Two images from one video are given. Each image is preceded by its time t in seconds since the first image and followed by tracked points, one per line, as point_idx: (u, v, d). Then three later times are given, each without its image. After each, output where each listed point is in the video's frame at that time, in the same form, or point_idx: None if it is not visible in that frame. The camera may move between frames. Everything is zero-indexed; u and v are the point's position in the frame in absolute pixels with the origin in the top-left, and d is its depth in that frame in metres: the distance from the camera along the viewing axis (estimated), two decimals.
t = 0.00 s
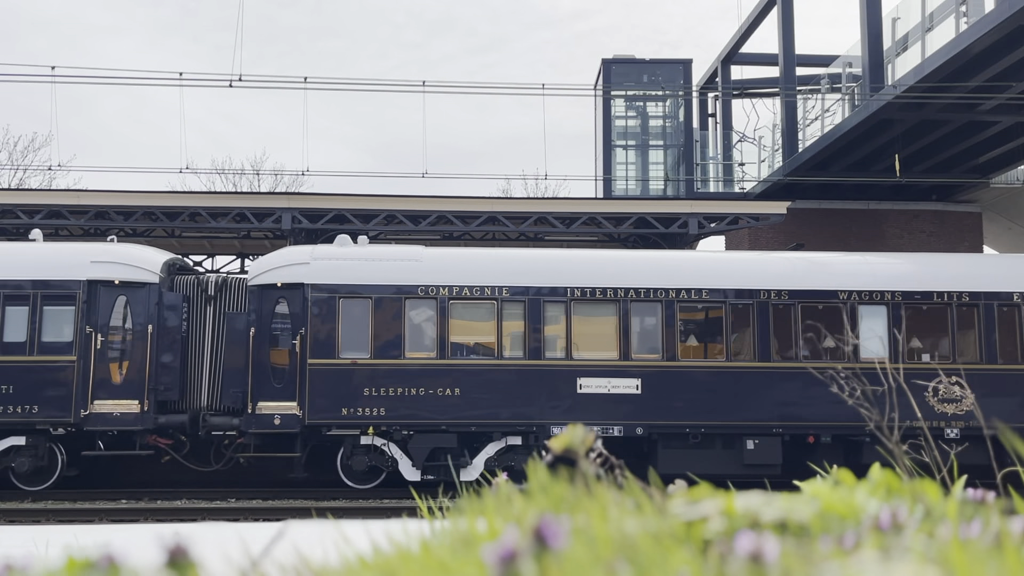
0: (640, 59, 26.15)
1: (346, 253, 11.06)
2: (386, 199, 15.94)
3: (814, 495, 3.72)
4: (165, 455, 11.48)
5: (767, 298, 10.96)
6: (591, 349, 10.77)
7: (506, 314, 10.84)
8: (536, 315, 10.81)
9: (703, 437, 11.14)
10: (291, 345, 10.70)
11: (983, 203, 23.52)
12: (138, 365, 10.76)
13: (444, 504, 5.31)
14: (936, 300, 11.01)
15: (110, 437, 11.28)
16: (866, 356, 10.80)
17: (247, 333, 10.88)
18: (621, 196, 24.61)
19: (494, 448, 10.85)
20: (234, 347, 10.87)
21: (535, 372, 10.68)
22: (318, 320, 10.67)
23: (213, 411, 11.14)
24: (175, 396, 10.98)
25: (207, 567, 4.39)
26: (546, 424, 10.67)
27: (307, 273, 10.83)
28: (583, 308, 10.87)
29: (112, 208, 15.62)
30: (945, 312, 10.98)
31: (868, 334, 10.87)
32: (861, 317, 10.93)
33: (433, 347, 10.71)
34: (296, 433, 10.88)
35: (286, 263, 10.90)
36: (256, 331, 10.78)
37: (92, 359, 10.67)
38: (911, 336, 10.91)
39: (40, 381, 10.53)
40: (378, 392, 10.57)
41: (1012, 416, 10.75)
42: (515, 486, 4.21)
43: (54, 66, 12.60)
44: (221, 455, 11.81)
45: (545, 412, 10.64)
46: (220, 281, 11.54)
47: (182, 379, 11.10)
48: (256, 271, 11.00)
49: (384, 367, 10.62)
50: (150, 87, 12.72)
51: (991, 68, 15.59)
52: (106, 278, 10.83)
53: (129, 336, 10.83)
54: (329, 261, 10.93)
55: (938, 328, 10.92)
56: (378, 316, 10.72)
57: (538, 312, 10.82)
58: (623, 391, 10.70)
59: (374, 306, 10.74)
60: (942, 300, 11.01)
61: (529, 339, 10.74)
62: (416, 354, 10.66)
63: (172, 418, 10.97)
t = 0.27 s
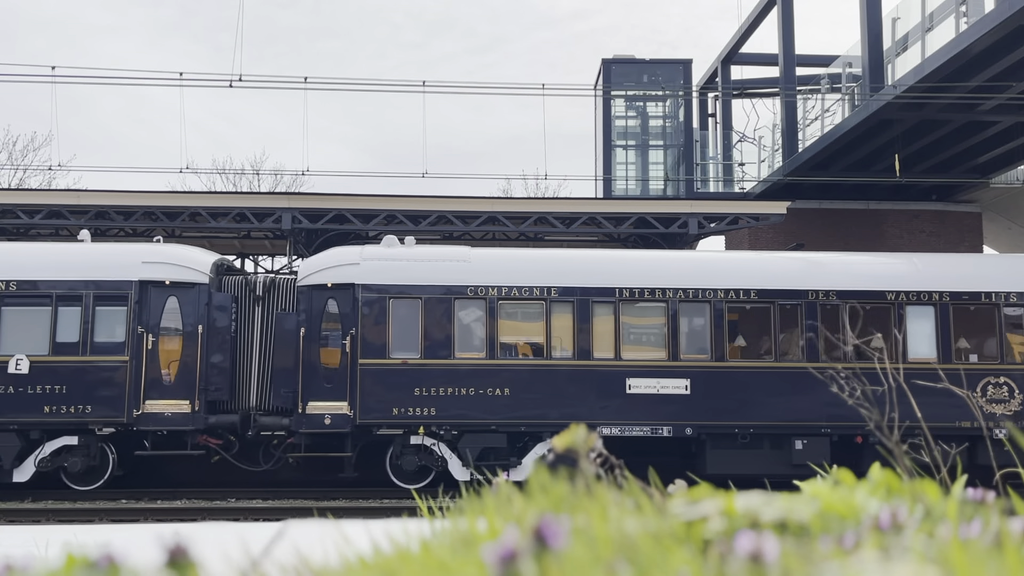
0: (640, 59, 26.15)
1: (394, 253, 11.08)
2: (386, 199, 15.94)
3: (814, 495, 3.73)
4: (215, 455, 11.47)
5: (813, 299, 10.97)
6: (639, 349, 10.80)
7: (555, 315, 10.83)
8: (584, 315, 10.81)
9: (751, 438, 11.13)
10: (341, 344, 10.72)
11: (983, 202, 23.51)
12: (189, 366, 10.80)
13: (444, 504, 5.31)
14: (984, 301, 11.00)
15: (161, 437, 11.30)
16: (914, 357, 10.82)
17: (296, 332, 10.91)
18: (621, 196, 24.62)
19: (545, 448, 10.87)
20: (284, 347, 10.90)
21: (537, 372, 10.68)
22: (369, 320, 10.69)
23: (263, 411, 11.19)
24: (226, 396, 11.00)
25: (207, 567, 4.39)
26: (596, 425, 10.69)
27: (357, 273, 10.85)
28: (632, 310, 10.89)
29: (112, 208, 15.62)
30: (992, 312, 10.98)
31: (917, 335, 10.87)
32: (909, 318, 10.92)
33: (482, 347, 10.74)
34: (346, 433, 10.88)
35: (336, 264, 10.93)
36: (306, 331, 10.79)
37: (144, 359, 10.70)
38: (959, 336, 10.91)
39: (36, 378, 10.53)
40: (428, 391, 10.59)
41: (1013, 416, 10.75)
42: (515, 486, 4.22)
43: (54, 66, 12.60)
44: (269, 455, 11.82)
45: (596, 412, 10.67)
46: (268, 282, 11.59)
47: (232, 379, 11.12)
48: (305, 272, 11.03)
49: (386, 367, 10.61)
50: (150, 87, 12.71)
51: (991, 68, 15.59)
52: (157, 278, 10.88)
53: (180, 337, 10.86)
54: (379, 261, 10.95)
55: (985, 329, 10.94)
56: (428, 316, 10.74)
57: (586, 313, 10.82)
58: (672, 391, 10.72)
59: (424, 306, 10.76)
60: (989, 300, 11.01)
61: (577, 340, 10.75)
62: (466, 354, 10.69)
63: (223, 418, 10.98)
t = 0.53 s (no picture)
0: (640, 59, 26.15)
1: (442, 253, 11.10)
2: (386, 199, 15.93)
3: (814, 495, 3.73)
4: (265, 455, 11.48)
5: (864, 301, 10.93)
6: (688, 349, 10.81)
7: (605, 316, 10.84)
8: (634, 315, 10.82)
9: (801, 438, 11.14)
10: (391, 344, 10.73)
11: (983, 202, 23.50)
12: (240, 366, 10.81)
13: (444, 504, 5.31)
14: None
15: (211, 438, 11.31)
16: (963, 357, 10.84)
17: (347, 332, 10.93)
18: (621, 196, 24.62)
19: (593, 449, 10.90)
20: (334, 347, 10.93)
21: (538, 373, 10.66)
22: (420, 320, 10.71)
23: (312, 411, 11.19)
24: (276, 396, 11.00)
25: (207, 568, 4.40)
26: (646, 425, 10.70)
27: (407, 273, 10.86)
28: (680, 310, 10.88)
29: (111, 208, 15.61)
30: None
31: (966, 335, 10.88)
32: (959, 319, 10.94)
33: (532, 347, 10.74)
34: (397, 433, 10.87)
35: (385, 264, 10.93)
36: (356, 331, 10.80)
37: (196, 360, 10.71)
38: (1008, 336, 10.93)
39: (30, 379, 10.49)
40: (478, 392, 10.60)
41: (1013, 417, 10.74)
42: (515, 486, 4.21)
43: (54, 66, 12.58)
44: (319, 455, 11.84)
45: (646, 413, 10.68)
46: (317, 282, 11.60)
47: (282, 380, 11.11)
48: (355, 273, 11.04)
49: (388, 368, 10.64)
50: (150, 87, 12.70)
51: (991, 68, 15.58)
52: (208, 278, 10.91)
53: (230, 338, 10.88)
54: (428, 261, 10.96)
55: None
56: (478, 316, 10.76)
57: (636, 313, 10.83)
58: (723, 392, 10.73)
59: (474, 307, 10.78)
60: None
61: (627, 341, 10.75)
62: (516, 354, 10.70)
63: (274, 418, 10.97)
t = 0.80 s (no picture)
0: (640, 59, 26.15)
1: (491, 253, 11.12)
2: (385, 199, 15.93)
3: (814, 495, 3.73)
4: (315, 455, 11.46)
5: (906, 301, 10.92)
6: (738, 349, 10.81)
7: (654, 317, 10.84)
8: (683, 316, 10.81)
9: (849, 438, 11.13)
10: (442, 344, 10.73)
11: (983, 203, 23.49)
12: (291, 366, 10.78)
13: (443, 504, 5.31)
14: None
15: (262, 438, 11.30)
16: (1011, 357, 10.87)
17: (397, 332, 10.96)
18: (621, 196, 24.62)
19: (644, 448, 10.92)
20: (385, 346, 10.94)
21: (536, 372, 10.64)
22: (471, 319, 10.71)
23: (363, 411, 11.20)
24: (326, 396, 10.97)
25: (207, 567, 4.39)
26: (697, 426, 10.71)
27: (458, 273, 10.87)
28: (730, 310, 10.89)
29: (111, 208, 15.61)
30: None
31: (1014, 335, 10.92)
32: (1007, 319, 10.96)
33: (582, 348, 10.74)
34: (447, 433, 10.84)
35: (435, 265, 10.95)
36: (407, 331, 10.81)
37: (247, 360, 10.68)
38: None
39: (29, 379, 10.50)
40: (529, 392, 10.59)
41: (1012, 417, 10.73)
42: (514, 486, 4.21)
43: (54, 66, 12.57)
44: (368, 455, 11.84)
45: (696, 413, 10.69)
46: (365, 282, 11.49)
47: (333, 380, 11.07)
48: (405, 273, 11.06)
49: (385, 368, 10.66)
50: (150, 87, 12.69)
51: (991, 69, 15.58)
52: (260, 279, 10.90)
53: (281, 339, 10.85)
54: (477, 261, 10.98)
55: None
56: (529, 316, 10.77)
57: (685, 313, 10.83)
58: (773, 392, 10.74)
59: (525, 307, 10.79)
60: None
61: (676, 342, 10.75)
62: (566, 355, 10.70)
63: (325, 418, 10.97)
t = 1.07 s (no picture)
0: (640, 60, 26.15)
1: (540, 254, 11.12)
2: (385, 199, 15.93)
3: (814, 495, 3.73)
4: (366, 455, 11.46)
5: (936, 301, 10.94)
6: (789, 350, 10.79)
7: (704, 318, 10.83)
8: (734, 317, 10.80)
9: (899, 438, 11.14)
10: (493, 344, 10.73)
11: (983, 203, 23.49)
12: (343, 366, 10.77)
13: (443, 504, 5.31)
14: None
15: (314, 438, 11.29)
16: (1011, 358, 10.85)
17: (447, 332, 10.98)
18: (621, 197, 24.63)
19: (695, 448, 10.93)
20: (435, 347, 10.97)
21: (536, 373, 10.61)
22: (522, 320, 10.71)
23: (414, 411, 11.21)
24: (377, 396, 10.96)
25: (207, 567, 4.39)
26: (748, 425, 10.71)
27: (509, 274, 10.86)
28: (781, 310, 10.87)
29: (112, 208, 15.62)
30: None
31: None
32: None
33: (633, 348, 10.75)
34: (497, 434, 10.85)
35: (486, 265, 10.96)
36: (458, 331, 10.83)
37: (300, 361, 10.66)
38: None
39: (27, 379, 10.46)
40: (581, 392, 10.60)
41: (1013, 417, 10.72)
42: (514, 486, 4.21)
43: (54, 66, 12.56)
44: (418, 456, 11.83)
45: (747, 413, 10.69)
46: (413, 283, 11.54)
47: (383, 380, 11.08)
48: (456, 273, 11.08)
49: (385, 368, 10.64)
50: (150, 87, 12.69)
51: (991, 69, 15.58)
52: (311, 279, 10.88)
53: (333, 339, 10.83)
54: (528, 262, 10.98)
55: None
56: (580, 317, 10.75)
57: (736, 314, 10.81)
58: (824, 392, 10.75)
59: (576, 308, 10.77)
60: None
61: (727, 342, 10.75)
62: (617, 356, 10.70)
63: (377, 418, 10.99)
